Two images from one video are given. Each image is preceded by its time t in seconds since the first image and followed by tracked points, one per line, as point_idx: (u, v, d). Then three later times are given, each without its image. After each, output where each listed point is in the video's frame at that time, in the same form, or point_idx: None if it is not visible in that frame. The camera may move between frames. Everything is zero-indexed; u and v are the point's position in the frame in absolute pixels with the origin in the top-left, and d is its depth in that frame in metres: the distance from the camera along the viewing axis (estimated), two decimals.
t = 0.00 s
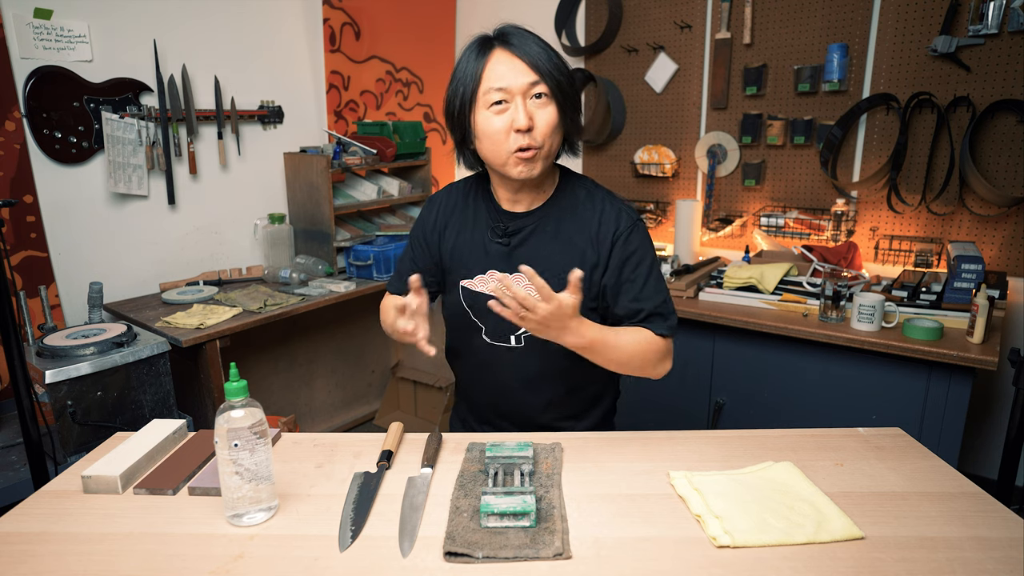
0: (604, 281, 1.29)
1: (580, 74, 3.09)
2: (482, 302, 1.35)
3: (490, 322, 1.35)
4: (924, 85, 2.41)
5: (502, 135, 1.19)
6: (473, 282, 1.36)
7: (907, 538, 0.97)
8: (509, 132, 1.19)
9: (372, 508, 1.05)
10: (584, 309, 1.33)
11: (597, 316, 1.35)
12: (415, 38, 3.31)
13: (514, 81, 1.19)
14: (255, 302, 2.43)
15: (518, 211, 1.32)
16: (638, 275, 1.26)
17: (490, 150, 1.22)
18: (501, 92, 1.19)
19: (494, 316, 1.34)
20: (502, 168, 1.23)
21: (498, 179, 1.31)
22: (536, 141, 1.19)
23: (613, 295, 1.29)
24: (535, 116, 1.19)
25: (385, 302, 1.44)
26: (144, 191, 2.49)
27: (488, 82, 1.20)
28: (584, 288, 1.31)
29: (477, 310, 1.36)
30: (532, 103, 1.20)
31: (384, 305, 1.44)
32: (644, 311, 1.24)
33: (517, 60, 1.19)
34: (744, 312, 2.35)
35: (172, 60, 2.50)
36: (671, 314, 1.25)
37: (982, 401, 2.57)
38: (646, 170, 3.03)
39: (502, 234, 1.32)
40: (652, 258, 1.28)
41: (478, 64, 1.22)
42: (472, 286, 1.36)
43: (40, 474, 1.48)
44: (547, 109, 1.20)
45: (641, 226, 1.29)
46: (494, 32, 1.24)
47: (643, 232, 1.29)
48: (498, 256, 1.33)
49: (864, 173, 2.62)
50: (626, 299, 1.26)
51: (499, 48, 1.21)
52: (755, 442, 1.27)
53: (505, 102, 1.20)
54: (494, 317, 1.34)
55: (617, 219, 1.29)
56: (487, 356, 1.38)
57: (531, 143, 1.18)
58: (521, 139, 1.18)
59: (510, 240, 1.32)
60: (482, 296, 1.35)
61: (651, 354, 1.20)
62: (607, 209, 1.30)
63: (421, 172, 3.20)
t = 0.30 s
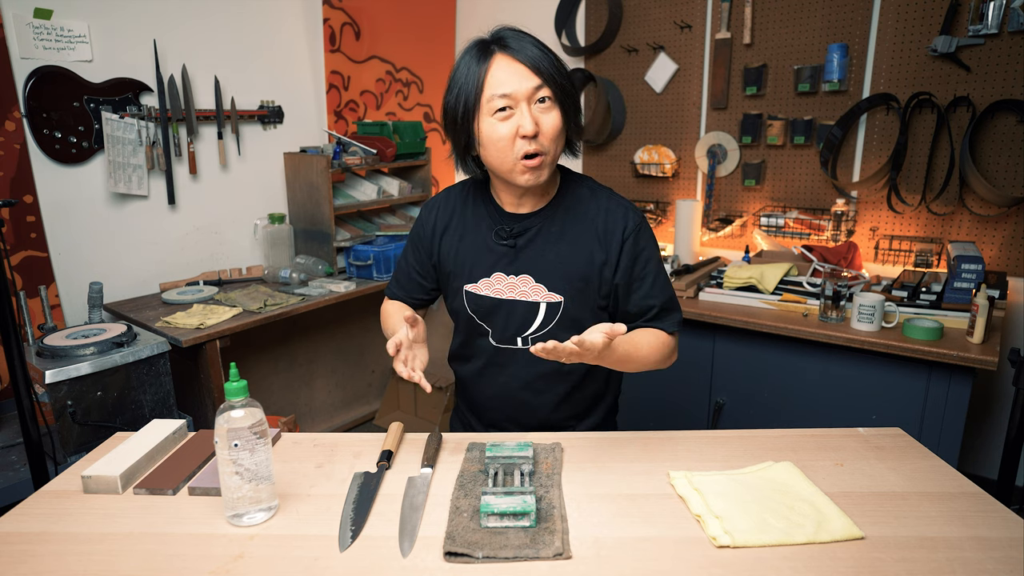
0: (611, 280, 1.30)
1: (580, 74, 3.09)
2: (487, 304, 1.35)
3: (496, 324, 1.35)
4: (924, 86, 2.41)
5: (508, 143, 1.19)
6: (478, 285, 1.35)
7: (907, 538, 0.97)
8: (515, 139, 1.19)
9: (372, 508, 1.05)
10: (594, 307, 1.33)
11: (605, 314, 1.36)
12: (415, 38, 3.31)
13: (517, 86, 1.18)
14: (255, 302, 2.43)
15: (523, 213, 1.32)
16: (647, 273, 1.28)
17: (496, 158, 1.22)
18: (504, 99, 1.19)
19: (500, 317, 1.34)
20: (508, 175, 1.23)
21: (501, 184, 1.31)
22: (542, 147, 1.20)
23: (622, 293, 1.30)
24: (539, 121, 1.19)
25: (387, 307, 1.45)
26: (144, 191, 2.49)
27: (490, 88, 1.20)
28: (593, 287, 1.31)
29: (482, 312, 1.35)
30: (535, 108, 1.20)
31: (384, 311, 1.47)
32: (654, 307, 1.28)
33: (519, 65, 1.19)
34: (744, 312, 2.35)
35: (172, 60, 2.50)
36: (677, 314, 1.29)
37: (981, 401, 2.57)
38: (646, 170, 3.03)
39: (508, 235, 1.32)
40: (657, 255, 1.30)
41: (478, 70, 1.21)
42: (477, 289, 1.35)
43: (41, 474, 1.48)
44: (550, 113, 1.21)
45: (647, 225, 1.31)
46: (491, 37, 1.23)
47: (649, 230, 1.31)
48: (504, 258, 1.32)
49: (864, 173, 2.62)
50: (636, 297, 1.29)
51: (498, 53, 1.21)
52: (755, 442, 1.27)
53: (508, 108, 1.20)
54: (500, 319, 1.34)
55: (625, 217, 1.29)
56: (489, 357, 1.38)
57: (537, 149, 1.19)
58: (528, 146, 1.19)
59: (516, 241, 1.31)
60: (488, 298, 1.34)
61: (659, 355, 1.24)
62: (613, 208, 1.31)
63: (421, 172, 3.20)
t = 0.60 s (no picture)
0: (611, 284, 1.30)
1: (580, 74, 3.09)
2: (487, 304, 1.35)
3: (495, 324, 1.35)
4: (925, 85, 2.41)
5: (474, 130, 1.21)
6: (478, 283, 1.35)
7: (907, 538, 0.97)
8: (479, 127, 1.20)
9: (372, 508, 1.05)
10: (593, 310, 1.32)
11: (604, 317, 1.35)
12: (415, 38, 3.31)
13: (490, 75, 1.19)
14: (255, 302, 2.43)
15: (522, 211, 1.32)
16: (647, 278, 1.29)
17: (471, 146, 1.25)
18: (478, 88, 1.21)
19: (499, 317, 1.34)
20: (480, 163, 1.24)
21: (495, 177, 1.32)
22: (501, 136, 1.17)
23: (622, 297, 1.30)
24: (502, 109, 1.17)
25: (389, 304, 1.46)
26: (144, 191, 2.49)
27: (471, 79, 1.23)
28: (593, 289, 1.31)
29: (482, 312, 1.35)
30: (505, 98, 1.19)
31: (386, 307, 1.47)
32: (652, 312, 1.28)
33: (503, 58, 1.20)
34: (745, 312, 2.35)
35: (172, 60, 2.50)
36: (675, 320, 1.30)
37: (981, 401, 2.57)
38: (646, 170, 3.03)
39: (509, 234, 1.32)
40: (658, 261, 1.30)
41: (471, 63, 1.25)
42: (477, 287, 1.35)
43: (41, 474, 1.48)
44: (518, 103, 1.18)
45: (649, 230, 1.31)
46: (498, 32, 1.25)
47: (651, 236, 1.31)
48: (505, 258, 1.32)
49: (864, 173, 2.62)
50: (635, 302, 1.29)
51: (493, 46, 1.22)
52: (755, 442, 1.27)
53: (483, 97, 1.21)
54: (499, 319, 1.34)
55: (627, 221, 1.30)
56: (489, 357, 1.38)
57: (494, 137, 1.18)
58: (486, 133, 1.18)
59: (517, 240, 1.31)
60: (488, 297, 1.34)
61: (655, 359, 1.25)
62: (616, 211, 1.31)
63: (421, 172, 3.20)
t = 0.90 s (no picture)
0: (612, 284, 1.30)
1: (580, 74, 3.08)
2: (487, 302, 1.35)
3: (494, 323, 1.35)
4: (925, 85, 2.41)
5: (469, 135, 1.22)
6: (478, 282, 1.35)
7: (907, 538, 0.97)
8: (473, 133, 1.21)
9: (372, 508, 1.05)
10: (593, 310, 1.32)
11: (604, 318, 1.35)
12: (414, 38, 3.31)
13: (483, 81, 1.20)
14: (255, 302, 2.43)
15: (523, 211, 1.32)
16: (647, 278, 1.28)
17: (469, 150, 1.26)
18: (473, 94, 1.22)
19: (499, 317, 1.34)
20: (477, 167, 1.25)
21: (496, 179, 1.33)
22: (493, 142, 1.18)
23: (622, 297, 1.30)
24: (493, 116, 1.18)
25: (393, 304, 1.47)
26: (144, 191, 2.49)
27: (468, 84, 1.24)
28: (593, 290, 1.30)
29: (482, 311, 1.36)
30: (498, 103, 1.19)
31: (391, 306, 1.48)
32: (653, 313, 1.27)
33: (495, 60, 1.20)
34: (744, 312, 2.35)
35: (172, 60, 2.50)
36: (674, 322, 1.28)
37: (981, 401, 2.57)
38: (646, 170, 3.03)
39: (511, 233, 1.32)
40: (659, 262, 1.30)
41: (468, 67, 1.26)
42: (477, 286, 1.35)
43: (41, 474, 1.48)
44: (510, 108, 1.18)
45: (651, 231, 1.30)
46: (498, 32, 1.25)
47: (653, 237, 1.31)
48: (505, 257, 1.32)
49: (864, 173, 2.62)
50: (635, 302, 1.29)
51: (490, 48, 1.23)
52: (755, 442, 1.27)
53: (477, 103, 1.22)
54: (499, 318, 1.34)
55: (629, 222, 1.29)
56: (489, 357, 1.38)
57: (487, 143, 1.19)
58: (479, 139, 1.19)
59: (519, 240, 1.31)
60: (488, 296, 1.34)
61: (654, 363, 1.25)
62: (617, 212, 1.30)
63: (421, 172, 3.20)
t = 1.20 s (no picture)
0: (613, 285, 1.30)
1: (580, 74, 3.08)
2: (487, 303, 1.35)
3: (495, 323, 1.35)
4: (924, 86, 2.41)
5: (471, 137, 1.22)
6: (479, 283, 1.35)
7: (907, 538, 0.97)
8: (475, 134, 1.21)
9: (372, 508, 1.05)
10: (594, 311, 1.32)
11: (605, 319, 1.35)
12: (414, 38, 3.31)
13: (484, 82, 1.20)
14: (255, 302, 2.43)
15: (524, 212, 1.32)
16: (649, 278, 1.28)
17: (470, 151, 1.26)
18: (474, 95, 1.22)
19: (499, 317, 1.34)
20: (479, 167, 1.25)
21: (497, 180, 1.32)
22: (495, 143, 1.18)
23: (622, 298, 1.30)
24: (495, 117, 1.18)
25: (395, 305, 1.47)
26: (144, 191, 2.49)
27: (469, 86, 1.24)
28: (594, 290, 1.30)
29: (482, 311, 1.36)
30: (499, 104, 1.19)
31: (393, 306, 1.48)
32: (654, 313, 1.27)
33: (497, 61, 1.19)
34: (745, 312, 2.35)
35: (172, 60, 2.50)
36: (674, 323, 1.28)
37: (981, 401, 2.57)
38: (646, 170, 3.03)
39: (512, 234, 1.32)
40: (660, 262, 1.29)
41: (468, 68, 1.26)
42: (478, 286, 1.35)
43: (40, 474, 1.48)
44: (511, 109, 1.18)
45: (652, 232, 1.30)
46: (498, 32, 1.24)
47: (654, 238, 1.31)
48: (506, 258, 1.32)
49: (864, 173, 2.62)
50: (636, 303, 1.28)
51: (490, 49, 1.22)
52: (755, 442, 1.27)
53: (478, 104, 1.22)
54: (500, 318, 1.34)
55: (630, 223, 1.29)
56: (489, 357, 1.38)
57: (490, 145, 1.19)
58: (481, 140, 1.19)
59: (519, 241, 1.31)
60: (489, 297, 1.35)
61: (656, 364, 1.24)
62: (619, 212, 1.30)
63: (421, 172, 3.20)
